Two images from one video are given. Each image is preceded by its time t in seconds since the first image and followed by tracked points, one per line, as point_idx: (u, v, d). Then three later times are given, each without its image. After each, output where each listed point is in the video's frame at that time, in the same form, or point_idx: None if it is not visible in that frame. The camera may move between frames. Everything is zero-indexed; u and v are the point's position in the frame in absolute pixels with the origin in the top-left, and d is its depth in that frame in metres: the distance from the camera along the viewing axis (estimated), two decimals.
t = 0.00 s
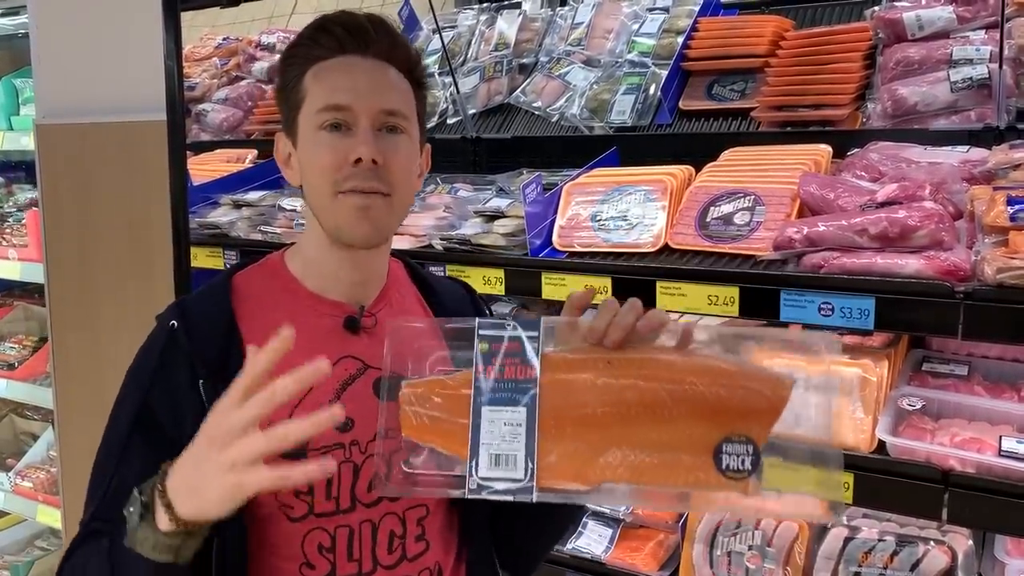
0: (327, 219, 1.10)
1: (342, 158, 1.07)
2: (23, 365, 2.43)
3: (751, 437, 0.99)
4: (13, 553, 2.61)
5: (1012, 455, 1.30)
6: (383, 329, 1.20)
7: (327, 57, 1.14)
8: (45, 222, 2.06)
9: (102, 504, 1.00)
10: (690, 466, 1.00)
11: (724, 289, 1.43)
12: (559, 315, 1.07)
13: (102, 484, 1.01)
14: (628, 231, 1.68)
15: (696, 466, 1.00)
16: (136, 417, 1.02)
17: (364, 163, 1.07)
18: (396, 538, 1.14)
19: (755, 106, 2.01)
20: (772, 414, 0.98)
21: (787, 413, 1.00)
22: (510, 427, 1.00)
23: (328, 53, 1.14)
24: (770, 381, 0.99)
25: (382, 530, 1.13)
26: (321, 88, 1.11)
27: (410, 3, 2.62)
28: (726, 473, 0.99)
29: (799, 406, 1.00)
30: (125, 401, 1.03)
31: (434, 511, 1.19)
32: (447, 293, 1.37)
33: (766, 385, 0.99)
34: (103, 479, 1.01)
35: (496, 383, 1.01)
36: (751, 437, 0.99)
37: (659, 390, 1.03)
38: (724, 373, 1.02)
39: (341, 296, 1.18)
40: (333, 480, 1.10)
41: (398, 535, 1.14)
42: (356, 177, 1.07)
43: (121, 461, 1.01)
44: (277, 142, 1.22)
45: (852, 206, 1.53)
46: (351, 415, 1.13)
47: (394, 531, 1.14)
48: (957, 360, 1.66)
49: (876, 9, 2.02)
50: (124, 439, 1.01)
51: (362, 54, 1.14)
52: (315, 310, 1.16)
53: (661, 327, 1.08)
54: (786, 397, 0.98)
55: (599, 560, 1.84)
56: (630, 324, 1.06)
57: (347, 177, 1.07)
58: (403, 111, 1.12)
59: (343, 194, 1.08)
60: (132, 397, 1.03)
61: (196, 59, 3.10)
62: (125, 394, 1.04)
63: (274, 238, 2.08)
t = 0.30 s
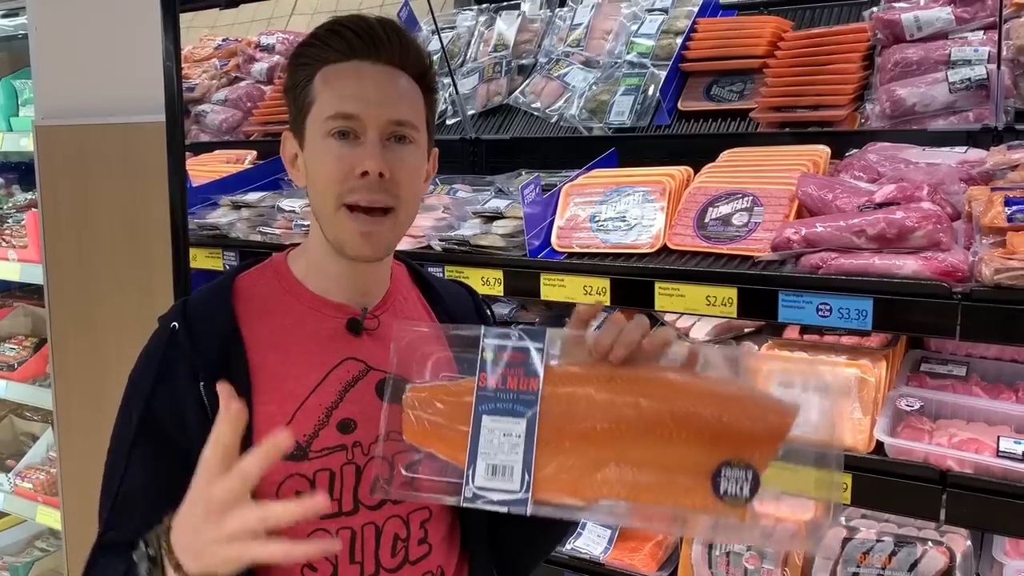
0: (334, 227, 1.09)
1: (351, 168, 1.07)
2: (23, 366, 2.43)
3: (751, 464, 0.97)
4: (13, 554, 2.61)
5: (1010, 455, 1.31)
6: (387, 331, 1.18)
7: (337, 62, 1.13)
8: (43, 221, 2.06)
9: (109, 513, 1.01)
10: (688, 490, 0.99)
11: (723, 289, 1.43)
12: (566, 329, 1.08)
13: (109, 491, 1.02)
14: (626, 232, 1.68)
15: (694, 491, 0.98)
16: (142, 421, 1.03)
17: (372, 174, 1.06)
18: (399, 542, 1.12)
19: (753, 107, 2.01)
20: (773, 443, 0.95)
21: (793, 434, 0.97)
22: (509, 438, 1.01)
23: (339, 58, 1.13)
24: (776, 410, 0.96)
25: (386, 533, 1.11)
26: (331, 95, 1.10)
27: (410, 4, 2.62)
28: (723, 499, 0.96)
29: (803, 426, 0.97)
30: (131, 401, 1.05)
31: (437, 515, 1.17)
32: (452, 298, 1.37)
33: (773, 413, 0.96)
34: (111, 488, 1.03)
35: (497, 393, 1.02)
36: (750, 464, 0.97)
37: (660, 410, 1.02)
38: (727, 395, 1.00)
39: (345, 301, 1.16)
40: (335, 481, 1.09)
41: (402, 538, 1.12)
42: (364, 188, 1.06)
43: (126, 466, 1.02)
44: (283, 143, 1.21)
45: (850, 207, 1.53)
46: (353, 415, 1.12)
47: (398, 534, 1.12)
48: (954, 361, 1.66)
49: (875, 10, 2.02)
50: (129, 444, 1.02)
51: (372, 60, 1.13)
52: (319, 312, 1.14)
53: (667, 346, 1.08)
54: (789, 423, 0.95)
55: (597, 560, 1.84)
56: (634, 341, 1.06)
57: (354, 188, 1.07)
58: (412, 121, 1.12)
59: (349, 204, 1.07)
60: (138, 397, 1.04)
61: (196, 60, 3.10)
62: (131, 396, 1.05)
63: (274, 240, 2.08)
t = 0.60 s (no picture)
0: (335, 227, 1.09)
1: (351, 167, 1.07)
2: (22, 366, 2.44)
3: (743, 481, 0.96)
4: (12, 554, 2.61)
5: (1007, 454, 1.31)
6: (388, 332, 1.18)
7: (337, 61, 1.13)
8: (41, 220, 2.06)
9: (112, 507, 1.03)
10: (678, 501, 0.99)
11: (721, 289, 1.43)
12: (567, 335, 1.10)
13: (112, 487, 1.04)
14: (623, 232, 1.68)
15: (685, 503, 0.98)
16: (142, 421, 1.03)
17: (373, 173, 1.06)
18: (399, 543, 1.12)
19: (751, 107, 2.01)
20: (768, 460, 0.95)
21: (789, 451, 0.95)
22: (504, 440, 1.01)
23: (339, 56, 1.13)
24: (771, 428, 0.95)
25: (386, 534, 1.11)
26: (332, 93, 1.10)
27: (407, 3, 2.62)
28: (715, 513, 0.96)
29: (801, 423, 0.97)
30: (133, 400, 1.05)
31: (437, 517, 1.17)
32: (453, 297, 1.36)
33: (767, 431, 0.95)
34: (113, 483, 1.04)
35: (496, 393, 1.02)
36: (743, 481, 0.96)
37: (653, 420, 1.02)
38: (723, 409, 1.00)
39: (347, 301, 1.16)
40: (334, 485, 1.09)
41: (401, 540, 1.12)
42: (365, 187, 1.06)
43: (127, 463, 1.03)
44: (284, 142, 1.21)
45: (847, 206, 1.53)
46: (353, 417, 1.11)
47: (398, 536, 1.12)
48: (952, 360, 1.67)
49: (872, 9, 2.02)
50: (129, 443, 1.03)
51: (372, 58, 1.13)
52: (320, 313, 1.14)
53: (668, 357, 1.09)
54: (787, 441, 0.94)
55: (595, 560, 1.84)
56: (635, 350, 1.07)
57: (355, 187, 1.07)
58: (413, 119, 1.12)
59: (350, 203, 1.07)
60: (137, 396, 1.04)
61: (193, 60, 3.10)
62: (132, 395, 1.06)
63: (272, 240, 2.09)
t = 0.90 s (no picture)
0: (335, 228, 1.09)
1: (351, 169, 1.07)
2: (21, 366, 2.44)
3: (745, 492, 0.96)
4: (10, 555, 2.61)
5: (1004, 453, 1.31)
6: (387, 334, 1.18)
7: (337, 62, 1.13)
8: (40, 221, 2.07)
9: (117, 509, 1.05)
10: (679, 512, 0.99)
11: (717, 289, 1.44)
12: (568, 343, 1.09)
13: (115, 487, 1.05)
14: (621, 232, 1.68)
15: (686, 514, 0.98)
16: (142, 423, 1.04)
17: (373, 175, 1.06)
18: (399, 543, 1.12)
19: (748, 106, 2.01)
20: (770, 472, 0.95)
21: (789, 464, 0.96)
22: (506, 449, 1.01)
23: (338, 57, 1.13)
24: (773, 441, 0.95)
25: (386, 534, 1.11)
26: (332, 94, 1.10)
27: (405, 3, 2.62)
28: (717, 524, 0.96)
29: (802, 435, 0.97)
30: (133, 402, 1.06)
31: (437, 516, 1.17)
32: (452, 297, 1.37)
33: (769, 444, 0.95)
34: (116, 486, 1.05)
35: (496, 403, 1.03)
36: (745, 492, 0.96)
37: (655, 430, 1.02)
38: (725, 419, 1.00)
39: (346, 302, 1.17)
40: (334, 485, 1.09)
41: (401, 539, 1.12)
42: (365, 189, 1.06)
43: (129, 465, 1.03)
44: (283, 141, 1.21)
45: (844, 206, 1.53)
46: (353, 418, 1.11)
47: (398, 535, 1.12)
48: (948, 359, 1.67)
49: (870, 8, 2.02)
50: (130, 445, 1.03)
51: (373, 59, 1.13)
52: (319, 314, 1.14)
53: (668, 368, 1.09)
54: (788, 453, 0.94)
55: (593, 559, 1.84)
56: (637, 361, 1.07)
57: (355, 189, 1.07)
58: (413, 121, 1.12)
59: (350, 205, 1.08)
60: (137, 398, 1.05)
61: (191, 60, 3.10)
62: (132, 396, 1.06)
63: (271, 240, 2.09)
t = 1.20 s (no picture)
0: (335, 227, 1.09)
1: (351, 168, 1.07)
2: (20, 365, 2.44)
3: (743, 495, 0.96)
4: (9, 554, 2.61)
5: (1001, 452, 1.31)
6: (386, 333, 1.18)
7: (338, 62, 1.13)
8: (39, 220, 2.06)
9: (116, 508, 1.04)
10: (677, 514, 0.99)
11: (715, 288, 1.44)
12: (568, 344, 1.09)
13: (115, 486, 1.05)
14: (620, 231, 1.68)
15: (683, 516, 0.99)
16: (143, 422, 1.04)
17: (373, 174, 1.06)
18: (398, 541, 1.12)
19: (747, 105, 2.01)
20: (769, 475, 0.95)
21: (786, 469, 0.96)
22: (504, 450, 1.01)
23: (339, 58, 1.13)
24: (772, 444, 0.95)
25: (384, 532, 1.11)
26: (332, 95, 1.10)
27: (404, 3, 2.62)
28: (715, 527, 0.97)
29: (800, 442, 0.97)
30: (133, 402, 1.06)
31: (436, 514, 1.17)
32: (450, 297, 1.37)
33: (767, 447, 0.96)
34: (116, 485, 1.05)
35: (496, 404, 1.02)
36: (743, 495, 0.96)
37: (654, 433, 1.02)
38: (723, 423, 1.00)
39: (345, 301, 1.17)
40: (333, 484, 1.09)
41: (400, 537, 1.12)
42: (365, 188, 1.06)
43: (130, 463, 1.03)
44: (283, 142, 1.21)
45: (843, 205, 1.53)
46: (352, 417, 1.11)
47: (397, 534, 1.12)
48: (947, 358, 1.67)
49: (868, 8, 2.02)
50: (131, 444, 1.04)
51: (373, 60, 1.13)
52: (319, 314, 1.14)
53: (667, 370, 1.09)
54: (786, 457, 0.94)
55: (592, 558, 1.84)
56: (636, 363, 1.07)
57: (355, 189, 1.07)
58: (413, 122, 1.12)
59: (350, 205, 1.08)
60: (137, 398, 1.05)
61: (190, 59, 3.10)
62: (133, 395, 1.06)
63: (270, 239, 2.09)
